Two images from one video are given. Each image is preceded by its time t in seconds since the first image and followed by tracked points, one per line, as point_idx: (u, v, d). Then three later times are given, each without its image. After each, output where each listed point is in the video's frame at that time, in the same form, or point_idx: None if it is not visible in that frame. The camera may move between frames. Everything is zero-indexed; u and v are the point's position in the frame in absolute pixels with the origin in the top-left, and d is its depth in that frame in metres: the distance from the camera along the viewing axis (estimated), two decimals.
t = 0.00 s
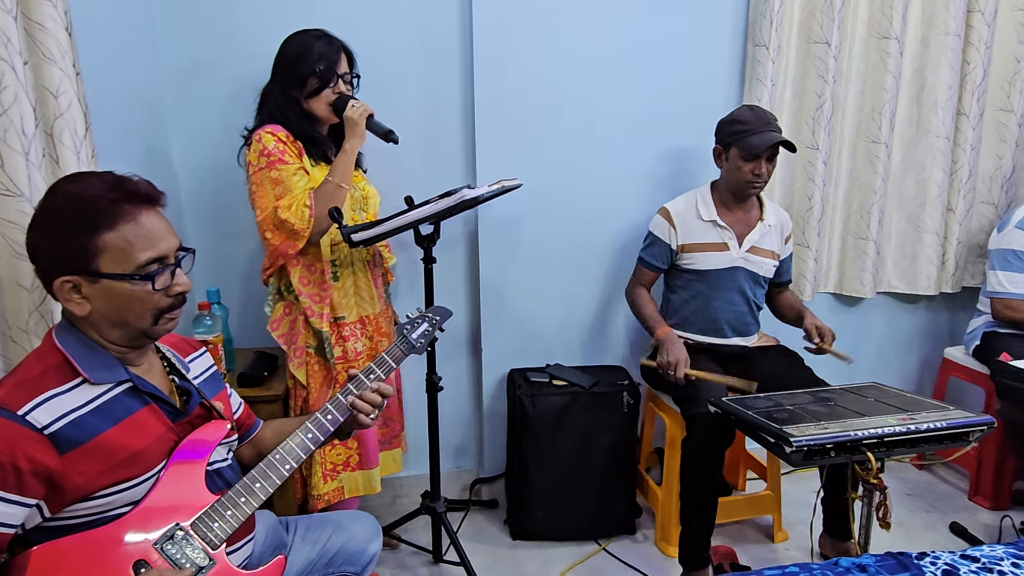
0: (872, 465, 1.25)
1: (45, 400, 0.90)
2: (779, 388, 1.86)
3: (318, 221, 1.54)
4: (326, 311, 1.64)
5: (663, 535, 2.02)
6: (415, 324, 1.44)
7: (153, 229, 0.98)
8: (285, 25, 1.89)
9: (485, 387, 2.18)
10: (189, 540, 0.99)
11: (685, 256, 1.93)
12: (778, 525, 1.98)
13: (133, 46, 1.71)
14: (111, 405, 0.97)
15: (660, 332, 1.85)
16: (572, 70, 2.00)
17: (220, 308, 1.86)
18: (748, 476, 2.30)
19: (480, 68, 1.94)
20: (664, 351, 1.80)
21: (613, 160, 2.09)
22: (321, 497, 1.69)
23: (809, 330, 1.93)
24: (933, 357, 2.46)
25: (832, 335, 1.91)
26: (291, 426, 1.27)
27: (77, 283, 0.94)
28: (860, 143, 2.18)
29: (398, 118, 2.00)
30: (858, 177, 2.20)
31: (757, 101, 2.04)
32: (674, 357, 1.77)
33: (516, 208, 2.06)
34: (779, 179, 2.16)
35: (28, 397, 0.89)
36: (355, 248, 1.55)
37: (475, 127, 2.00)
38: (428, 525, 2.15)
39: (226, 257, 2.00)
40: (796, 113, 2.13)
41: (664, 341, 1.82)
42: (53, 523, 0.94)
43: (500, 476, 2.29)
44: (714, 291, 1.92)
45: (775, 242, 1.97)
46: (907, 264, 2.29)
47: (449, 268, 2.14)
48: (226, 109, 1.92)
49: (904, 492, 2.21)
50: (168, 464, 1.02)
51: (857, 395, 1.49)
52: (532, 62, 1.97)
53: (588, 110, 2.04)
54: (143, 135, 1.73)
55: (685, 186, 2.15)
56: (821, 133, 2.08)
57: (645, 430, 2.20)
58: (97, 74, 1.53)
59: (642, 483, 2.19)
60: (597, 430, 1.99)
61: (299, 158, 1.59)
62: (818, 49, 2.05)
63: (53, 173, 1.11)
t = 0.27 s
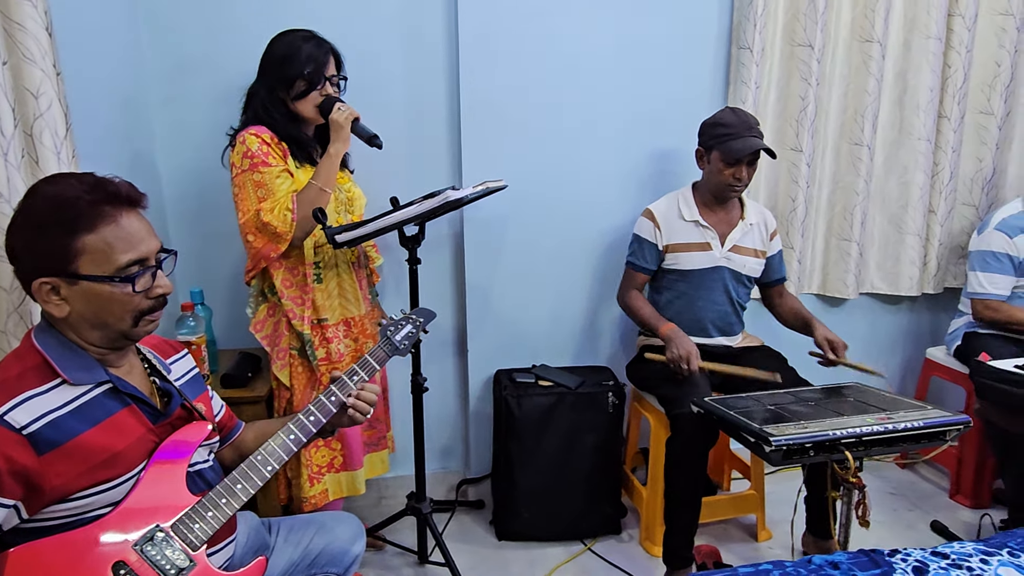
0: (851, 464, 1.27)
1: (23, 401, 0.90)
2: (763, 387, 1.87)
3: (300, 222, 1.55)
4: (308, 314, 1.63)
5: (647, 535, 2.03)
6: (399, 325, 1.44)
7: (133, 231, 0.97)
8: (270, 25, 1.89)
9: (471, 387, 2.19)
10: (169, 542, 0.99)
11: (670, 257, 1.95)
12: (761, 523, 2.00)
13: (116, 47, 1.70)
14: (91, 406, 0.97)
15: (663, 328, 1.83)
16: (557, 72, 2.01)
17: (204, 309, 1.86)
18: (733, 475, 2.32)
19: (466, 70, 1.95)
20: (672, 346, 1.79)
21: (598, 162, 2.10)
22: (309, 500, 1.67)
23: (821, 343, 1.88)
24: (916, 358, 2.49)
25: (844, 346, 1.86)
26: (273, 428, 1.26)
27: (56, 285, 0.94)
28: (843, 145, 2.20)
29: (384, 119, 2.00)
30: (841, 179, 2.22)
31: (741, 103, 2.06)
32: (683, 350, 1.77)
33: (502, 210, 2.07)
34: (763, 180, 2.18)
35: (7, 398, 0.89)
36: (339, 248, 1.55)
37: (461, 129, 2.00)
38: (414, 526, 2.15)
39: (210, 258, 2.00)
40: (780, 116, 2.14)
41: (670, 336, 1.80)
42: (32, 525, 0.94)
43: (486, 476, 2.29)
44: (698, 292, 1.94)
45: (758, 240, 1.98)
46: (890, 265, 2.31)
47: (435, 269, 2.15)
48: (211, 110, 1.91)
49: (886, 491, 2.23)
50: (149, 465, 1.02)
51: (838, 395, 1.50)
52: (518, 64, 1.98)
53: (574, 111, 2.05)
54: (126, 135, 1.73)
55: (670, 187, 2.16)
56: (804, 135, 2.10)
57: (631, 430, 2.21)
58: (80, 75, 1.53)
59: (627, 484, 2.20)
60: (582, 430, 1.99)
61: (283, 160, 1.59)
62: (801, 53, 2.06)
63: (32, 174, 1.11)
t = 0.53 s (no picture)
0: (825, 459, 1.30)
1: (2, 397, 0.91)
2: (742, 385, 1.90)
3: (283, 222, 1.54)
4: (291, 313, 1.64)
5: (629, 532, 2.05)
6: (382, 322, 1.45)
7: (115, 229, 0.98)
8: (254, 25, 1.89)
9: (455, 387, 2.20)
10: (150, 536, 1.00)
11: (652, 258, 1.97)
12: (741, 519, 2.02)
13: (99, 45, 1.70)
14: (70, 402, 0.97)
15: (629, 331, 1.87)
16: (541, 74, 2.03)
17: (187, 307, 1.86)
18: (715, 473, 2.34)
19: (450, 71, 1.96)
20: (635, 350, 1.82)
21: (581, 163, 2.12)
22: (291, 497, 1.68)
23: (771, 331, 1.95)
24: (894, 357, 2.53)
25: (794, 333, 1.92)
26: (254, 426, 1.27)
27: (36, 282, 0.94)
28: (822, 148, 2.23)
29: (368, 120, 2.01)
30: (820, 181, 2.26)
31: (721, 106, 2.09)
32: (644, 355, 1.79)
33: (486, 210, 2.08)
34: (744, 181, 2.20)
35: None
36: (323, 247, 1.55)
37: (445, 129, 2.01)
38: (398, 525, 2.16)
39: (194, 257, 2.00)
40: (760, 118, 2.17)
41: (634, 340, 1.84)
42: (11, 519, 0.95)
43: (470, 475, 2.30)
44: (679, 291, 1.96)
45: (739, 243, 2.01)
46: (868, 266, 2.35)
47: (420, 268, 2.16)
48: (194, 109, 1.91)
49: (864, 488, 2.26)
50: (129, 460, 1.02)
51: (814, 391, 1.53)
52: (501, 66, 1.99)
53: (557, 113, 2.07)
54: (109, 134, 1.72)
55: (652, 188, 2.19)
56: (784, 137, 2.14)
57: (614, 428, 2.23)
58: (62, 73, 1.53)
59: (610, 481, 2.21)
60: (565, 428, 2.01)
61: (266, 160, 1.60)
62: (781, 56, 2.10)
63: (13, 171, 1.11)
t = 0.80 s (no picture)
0: (792, 455, 1.34)
1: None
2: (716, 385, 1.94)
3: (263, 224, 1.56)
4: (271, 313, 1.65)
5: (606, 530, 2.08)
6: (360, 322, 1.47)
7: (95, 231, 0.99)
8: (234, 30, 1.90)
9: (435, 388, 2.22)
10: (128, 534, 1.01)
11: (628, 261, 2.01)
12: (716, 518, 2.07)
13: (79, 48, 1.70)
14: (48, 401, 0.99)
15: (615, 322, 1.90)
16: (519, 80, 2.06)
17: (166, 309, 1.86)
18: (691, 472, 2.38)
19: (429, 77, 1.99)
20: (625, 338, 1.86)
21: (559, 167, 2.15)
22: (270, 498, 1.69)
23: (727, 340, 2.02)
24: (865, 358, 2.58)
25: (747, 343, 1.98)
26: (233, 425, 1.28)
27: (15, 282, 0.96)
28: (794, 154, 2.29)
29: (349, 124, 2.03)
30: (792, 187, 2.31)
31: (696, 112, 2.13)
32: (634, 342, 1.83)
33: (465, 213, 2.11)
34: (718, 186, 2.25)
35: None
36: (302, 249, 1.57)
37: (425, 134, 2.04)
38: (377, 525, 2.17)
39: (174, 259, 2.00)
40: (733, 125, 2.22)
41: (622, 330, 1.87)
42: None
43: (450, 476, 2.32)
44: (654, 294, 2.00)
45: (713, 247, 2.05)
46: (840, 269, 2.40)
47: (400, 271, 2.18)
48: (175, 111, 1.92)
49: (836, 486, 2.31)
50: (107, 457, 1.04)
51: (784, 391, 1.57)
52: (480, 72, 2.02)
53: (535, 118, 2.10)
54: (89, 135, 1.73)
55: (630, 193, 2.22)
56: (757, 143, 2.18)
57: (592, 429, 2.26)
58: (42, 75, 1.54)
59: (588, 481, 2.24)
60: (543, 428, 2.04)
61: (247, 163, 1.61)
62: (754, 65, 2.15)
63: None
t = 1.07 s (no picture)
0: (760, 454, 1.38)
1: None
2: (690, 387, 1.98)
3: (243, 229, 1.57)
4: (250, 317, 1.66)
5: (583, 531, 2.11)
6: (340, 325, 1.49)
7: (75, 234, 1.01)
8: (214, 37, 1.92)
9: (414, 392, 2.24)
10: (104, 534, 1.02)
11: (604, 267, 2.04)
12: (691, 518, 2.10)
13: (59, 53, 1.71)
14: (27, 402, 1.01)
15: (589, 335, 1.92)
16: (497, 90, 2.09)
17: (145, 313, 1.87)
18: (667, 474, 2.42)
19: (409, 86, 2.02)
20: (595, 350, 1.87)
21: (537, 175, 2.18)
22: (248, 500, 1.70)
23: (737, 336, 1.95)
24: (837, 362, 2.64)
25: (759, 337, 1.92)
26: (211, 426, 1.29)
27: None
28: (766, 164, 2.34)
29: (329, 131, 2.05)
30: (764, 196, 2.36)
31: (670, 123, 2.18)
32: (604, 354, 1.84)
33: (444, 219, 2.13)
34: (693, 194, 2.30)
35: None
36: (281, 253, 1.58)
37: (405, 141, 2.06)
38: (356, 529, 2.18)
39: (153, 263, 2.00)
40: (707, 135, 2.27)
41: (594, 342, 1.89)
42: None
43: (429, 479, 2.34)
44: (630, 298, 2.04)
45: (687, 252, 2.09)
46: (810, 276, 2.46)
47: (379, 276, 2.20)
48: (155, 116, 1.93)
49: (808, 487, 2.36)
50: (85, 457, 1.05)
51: (754, 393, 1.61)
52: (459, 81, 2.06)
53: (513, 127, 2.13)
54: (68, 139, 1.74)
55: (606, 200, 2.26)
56: (729, 153, 2.24)
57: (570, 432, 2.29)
58: (21, 80, 1.54)
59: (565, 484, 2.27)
60: (521, 431, 2.06)
61: (227, 168, 1.62)
62: (726, 77, 2.20)
63: None
